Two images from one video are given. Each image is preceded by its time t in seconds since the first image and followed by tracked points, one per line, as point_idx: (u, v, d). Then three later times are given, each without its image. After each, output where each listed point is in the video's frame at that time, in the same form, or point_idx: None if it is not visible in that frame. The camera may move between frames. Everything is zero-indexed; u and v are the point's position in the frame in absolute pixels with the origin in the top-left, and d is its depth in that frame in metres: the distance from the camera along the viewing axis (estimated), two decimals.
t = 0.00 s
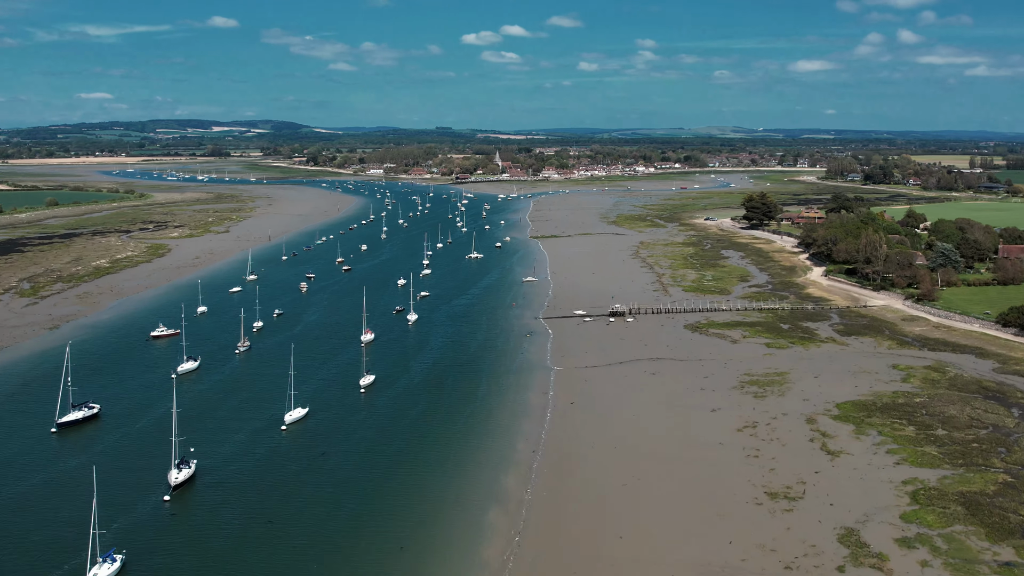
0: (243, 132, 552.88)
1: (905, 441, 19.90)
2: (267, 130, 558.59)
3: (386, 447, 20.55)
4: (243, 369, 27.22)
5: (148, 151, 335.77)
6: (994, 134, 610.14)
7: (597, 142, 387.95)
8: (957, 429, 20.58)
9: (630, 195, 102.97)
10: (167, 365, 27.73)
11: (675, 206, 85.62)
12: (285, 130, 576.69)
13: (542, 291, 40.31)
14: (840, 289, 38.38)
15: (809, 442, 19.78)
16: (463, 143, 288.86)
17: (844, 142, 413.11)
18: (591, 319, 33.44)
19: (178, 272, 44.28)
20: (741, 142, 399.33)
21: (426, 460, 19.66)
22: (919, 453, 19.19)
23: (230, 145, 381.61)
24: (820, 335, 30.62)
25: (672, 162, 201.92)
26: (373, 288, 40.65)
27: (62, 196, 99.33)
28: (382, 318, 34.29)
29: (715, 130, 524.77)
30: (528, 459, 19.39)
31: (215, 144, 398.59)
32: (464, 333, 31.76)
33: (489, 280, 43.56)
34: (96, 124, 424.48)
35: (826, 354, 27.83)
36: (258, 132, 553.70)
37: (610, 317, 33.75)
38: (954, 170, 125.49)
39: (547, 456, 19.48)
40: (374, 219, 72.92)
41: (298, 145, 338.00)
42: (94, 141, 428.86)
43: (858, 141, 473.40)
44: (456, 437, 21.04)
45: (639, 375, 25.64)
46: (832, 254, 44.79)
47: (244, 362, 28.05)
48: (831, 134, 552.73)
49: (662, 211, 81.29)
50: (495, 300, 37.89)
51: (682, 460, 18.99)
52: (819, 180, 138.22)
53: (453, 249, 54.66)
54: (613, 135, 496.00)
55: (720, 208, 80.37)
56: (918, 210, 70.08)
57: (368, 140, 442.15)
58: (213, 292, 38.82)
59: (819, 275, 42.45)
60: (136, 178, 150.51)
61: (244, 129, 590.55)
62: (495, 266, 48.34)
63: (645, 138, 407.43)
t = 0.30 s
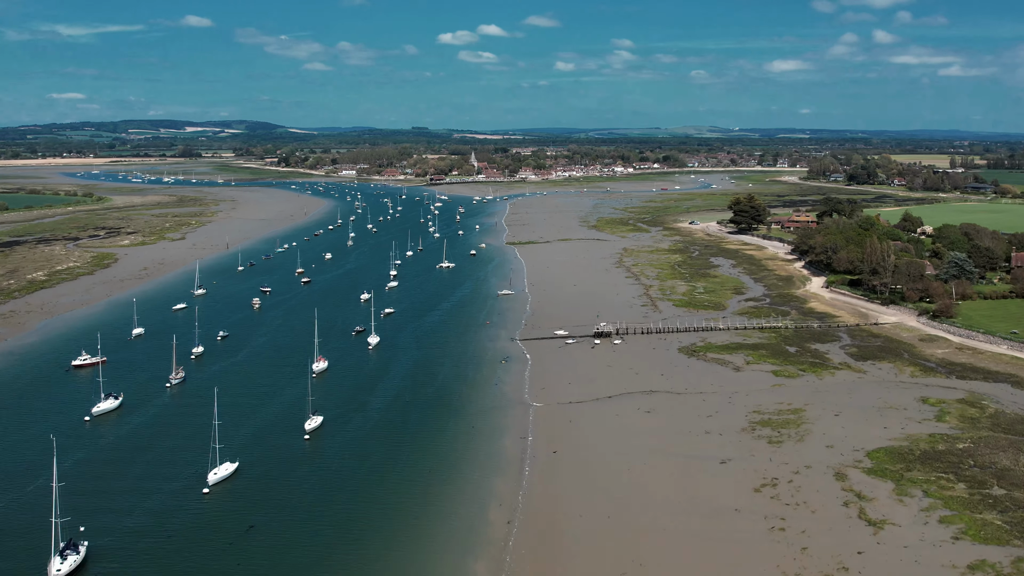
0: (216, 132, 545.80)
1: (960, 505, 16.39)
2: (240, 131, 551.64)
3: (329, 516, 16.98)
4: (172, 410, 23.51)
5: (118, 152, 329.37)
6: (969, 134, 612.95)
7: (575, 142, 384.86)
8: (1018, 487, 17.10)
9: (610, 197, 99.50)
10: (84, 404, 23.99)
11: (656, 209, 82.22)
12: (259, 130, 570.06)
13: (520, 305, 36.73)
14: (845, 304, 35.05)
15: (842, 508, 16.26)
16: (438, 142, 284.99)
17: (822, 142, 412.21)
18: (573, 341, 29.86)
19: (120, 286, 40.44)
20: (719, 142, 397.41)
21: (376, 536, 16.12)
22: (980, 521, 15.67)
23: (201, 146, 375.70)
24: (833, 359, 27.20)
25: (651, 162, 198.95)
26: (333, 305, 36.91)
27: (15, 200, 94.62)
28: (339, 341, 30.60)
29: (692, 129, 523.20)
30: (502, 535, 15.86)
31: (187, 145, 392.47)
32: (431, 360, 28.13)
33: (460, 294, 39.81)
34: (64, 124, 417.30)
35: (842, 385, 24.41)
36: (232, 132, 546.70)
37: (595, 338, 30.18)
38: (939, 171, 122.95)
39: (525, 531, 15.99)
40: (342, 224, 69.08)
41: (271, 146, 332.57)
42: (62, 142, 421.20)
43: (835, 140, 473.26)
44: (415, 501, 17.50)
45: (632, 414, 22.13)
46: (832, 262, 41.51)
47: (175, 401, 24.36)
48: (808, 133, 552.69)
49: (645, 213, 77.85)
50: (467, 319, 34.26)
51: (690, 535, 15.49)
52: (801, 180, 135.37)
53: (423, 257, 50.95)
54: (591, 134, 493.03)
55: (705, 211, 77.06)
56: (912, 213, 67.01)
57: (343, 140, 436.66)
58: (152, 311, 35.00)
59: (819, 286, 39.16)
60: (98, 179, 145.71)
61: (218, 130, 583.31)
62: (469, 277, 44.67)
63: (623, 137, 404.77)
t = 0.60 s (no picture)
0: (205, 132, 540.90)
1: None
2: (229, 131, 546.61)
3: None
4: (96, 460, 19.90)
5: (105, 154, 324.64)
6: (961, 133, 611.55)
7: (567, 141, 381.43)
8: None
9: (604, 200, 95.82)
10: None
11: (653, 213, 78.73)
12: (249, 130, 565.44)
13: (509, 324, 33.16)
14: (871, 324, 31.57)
15: None
16: (429, 142, 281.37)
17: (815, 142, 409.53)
18: (568, 369, 26.21)
19: (69, 301, 36.71)
20: (712, 142, 394.48)
21: None
22: None
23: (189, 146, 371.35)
24: (868, 391, 23.68)
25: (645, 163, 195.53)
26: (303, 324, 33.28)
27: None
28: (303, 368, 27.00)
29: (684, 129, 520.72)
30: None
31: (175, 145, 387.82)
32: (405, 393, 24.57)
33: (444, 310, 36.09)
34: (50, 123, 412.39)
35: (885, 428, 20.80)
36: (222, 132, 541.62)
37: (594, 366, 26.54)
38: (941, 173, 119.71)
39: None
40: (324, 229, 65.41)
41: (259, 147, 328.13)
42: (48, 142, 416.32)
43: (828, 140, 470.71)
44: None
45: (640, 467, 18.58)
46: (851, 274, 38.04)
47: (103, 448, 20.69)
48: (800, 133, 550.56)
49: (641, 217, 74.28)
50: (450, 340, 30.65)
51: None
52: (799, 182, 132.05)
53: (406, 266, 47.35)
54: (582, 133, 489.92)
55: (705, 215, 73.52)
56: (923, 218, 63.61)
57: (333, 140, 432.74)
58: (98, 334, 31.37)
59: (838, 302, 35.69)
60: (76, 181, 141.58)
61: (206, 129, 578.29)
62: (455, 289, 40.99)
63: (615, 137, 401.43)
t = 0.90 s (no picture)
0: (204, 132, 537.67)
1: None
2: (228, 132, 542.76)
3: None
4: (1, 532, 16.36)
5: (102, 154, 321.07)
6: (965, 134, 607.66)
7: (568, 141, 377.74)
8: None
9: (607, 203, 92.20)
10: None
11: (660, 217, 75.06)
12: (248, 130, 562.21)
13: (507, 347, 29.54)
14: (915, 351, 27.93)
15: None
16: (429, 142, 277.93)
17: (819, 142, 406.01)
18: (575, 409, 22.60)
19: (19, 318, 33.20)
20: (715, 142, 390.74)
21: None
22: None
23: (187, 146, 368.25)
24: (930, 439, 20.04)
25: (648, 164, 191.97)
26: (275, 348, 29.69)
27: None
28: (269, 405, 23.44)
29: (686, 129, 516.95)
30: None
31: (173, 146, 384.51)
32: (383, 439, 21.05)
33: (435, 330, 32.48)
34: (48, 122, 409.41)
35: (960, 494, 17.11)
36: (221, 132, 538.03)
37: (603, 404, 22.90)
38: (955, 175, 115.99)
39: None
40: (313, 234, 61.88)
41: (258, 147, 324.56)
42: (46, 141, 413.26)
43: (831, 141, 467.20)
44: None
45: (665, 550, 15.01)
46: (885, 289, 34.41)
47: (9, 515, 17.10)
48: (802, 133, 546.76)
49: (647, 222, 70.57)
50: (439, 368, 27.08)
51: None
52: (807, 184, 128.45)
53: (396, 276, 43.76)
54: (584, 133, 486.13)
55: (714, 220, 69.81)
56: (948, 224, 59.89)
57: (332, 140, 428.64)
58: (42, 365, 27.83)
59: (873, 321, 32.06)
60: (65, 183, 138.22)
61: (205, 129, 574.75)
62: (448, 304, 37.38)
63: (618, 138, 397.83)
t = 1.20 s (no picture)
0: (203, 132, 534.41)
1: None
2: (227, 131, 539.40)
3: None
4: None
5: (95, 154, 316.97)
6: (968, 134, 604.13)
7: (568, 140, 373.93)
8: None
9: (611, 206, 88.40)
10: None
11: (667, 221, 71.39)
12: (247, 129, 558.82)
13: (505, 377, 25.97)
14: (974, 385, 24.28)
15: None
16: (428, 141, 274.85)
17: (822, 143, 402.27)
18: (583, 460, 19.05)
19: None
20: (716, 142, 387.09)
21: None
22: None
23: (184, 146, 365.15)
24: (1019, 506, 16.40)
25: (651, 165, 188.32)
26: (240, 379, 26.11)
27: None
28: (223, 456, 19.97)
29: (687, 129, 513.38)
30: None
31: (169, 146, 380.66)
32: (355, 502, 17.65)
33: (423, 354, 28.90)
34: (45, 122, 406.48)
35: None
36: (219, 132, 534.21)
37: (618, 455, 19.31)
38: (970, 177, 112.26)
39: None
40: (299, 240, 58.20)
41: (253, 147, 320.68)
42: (43, 141, 410.54)
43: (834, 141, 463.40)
44: None
45: None
46: (928, 308, 30.76)
47: None
48: (803, 134, 543.27)
49: (653, 227, 66.80)
50: (426, 403, 23.60)
51: None
52: (816, 185, 124.87)
53: (384, 289, 40.21)
54: (584, 133, 482.43)
55: (724, 225, 66.04)
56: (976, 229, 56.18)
57: (330, 140, 425.24)
58: None
59: (917, 346, 28.43)
60: (53, 184, 134.70)
61: (203, 129, 570.96)
62: (439, 322, 33.77)
63: (618, 138, 394.02)
